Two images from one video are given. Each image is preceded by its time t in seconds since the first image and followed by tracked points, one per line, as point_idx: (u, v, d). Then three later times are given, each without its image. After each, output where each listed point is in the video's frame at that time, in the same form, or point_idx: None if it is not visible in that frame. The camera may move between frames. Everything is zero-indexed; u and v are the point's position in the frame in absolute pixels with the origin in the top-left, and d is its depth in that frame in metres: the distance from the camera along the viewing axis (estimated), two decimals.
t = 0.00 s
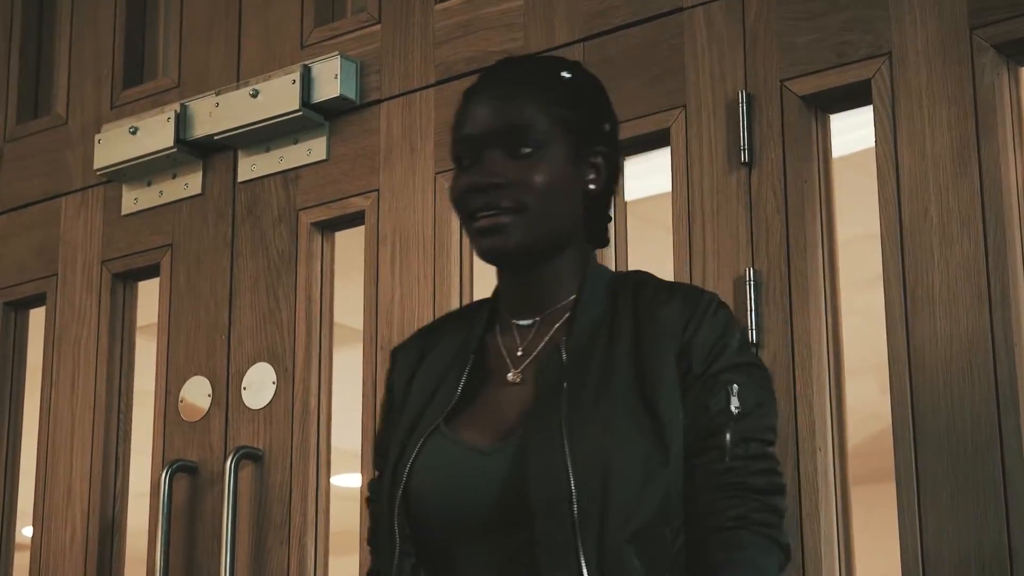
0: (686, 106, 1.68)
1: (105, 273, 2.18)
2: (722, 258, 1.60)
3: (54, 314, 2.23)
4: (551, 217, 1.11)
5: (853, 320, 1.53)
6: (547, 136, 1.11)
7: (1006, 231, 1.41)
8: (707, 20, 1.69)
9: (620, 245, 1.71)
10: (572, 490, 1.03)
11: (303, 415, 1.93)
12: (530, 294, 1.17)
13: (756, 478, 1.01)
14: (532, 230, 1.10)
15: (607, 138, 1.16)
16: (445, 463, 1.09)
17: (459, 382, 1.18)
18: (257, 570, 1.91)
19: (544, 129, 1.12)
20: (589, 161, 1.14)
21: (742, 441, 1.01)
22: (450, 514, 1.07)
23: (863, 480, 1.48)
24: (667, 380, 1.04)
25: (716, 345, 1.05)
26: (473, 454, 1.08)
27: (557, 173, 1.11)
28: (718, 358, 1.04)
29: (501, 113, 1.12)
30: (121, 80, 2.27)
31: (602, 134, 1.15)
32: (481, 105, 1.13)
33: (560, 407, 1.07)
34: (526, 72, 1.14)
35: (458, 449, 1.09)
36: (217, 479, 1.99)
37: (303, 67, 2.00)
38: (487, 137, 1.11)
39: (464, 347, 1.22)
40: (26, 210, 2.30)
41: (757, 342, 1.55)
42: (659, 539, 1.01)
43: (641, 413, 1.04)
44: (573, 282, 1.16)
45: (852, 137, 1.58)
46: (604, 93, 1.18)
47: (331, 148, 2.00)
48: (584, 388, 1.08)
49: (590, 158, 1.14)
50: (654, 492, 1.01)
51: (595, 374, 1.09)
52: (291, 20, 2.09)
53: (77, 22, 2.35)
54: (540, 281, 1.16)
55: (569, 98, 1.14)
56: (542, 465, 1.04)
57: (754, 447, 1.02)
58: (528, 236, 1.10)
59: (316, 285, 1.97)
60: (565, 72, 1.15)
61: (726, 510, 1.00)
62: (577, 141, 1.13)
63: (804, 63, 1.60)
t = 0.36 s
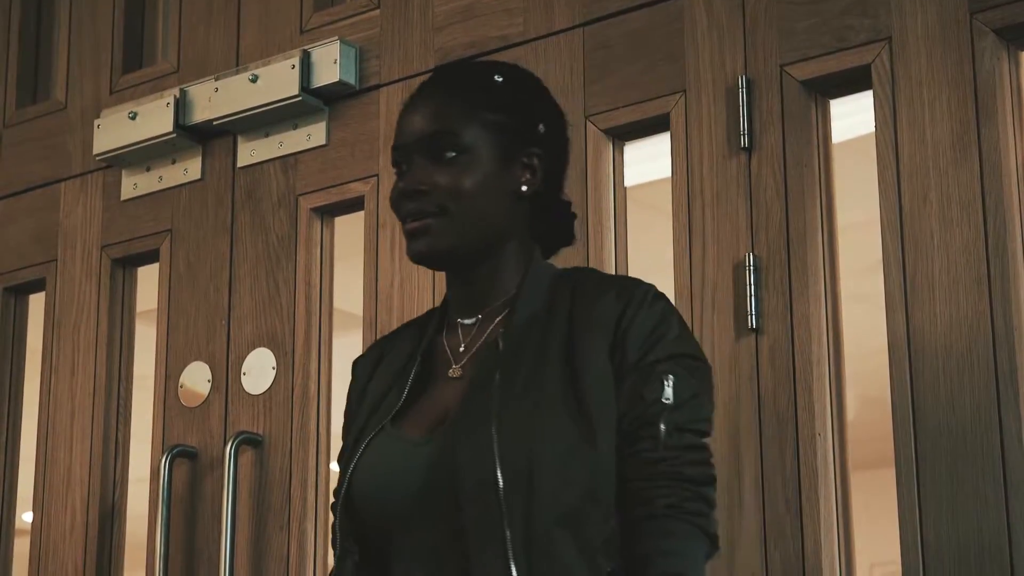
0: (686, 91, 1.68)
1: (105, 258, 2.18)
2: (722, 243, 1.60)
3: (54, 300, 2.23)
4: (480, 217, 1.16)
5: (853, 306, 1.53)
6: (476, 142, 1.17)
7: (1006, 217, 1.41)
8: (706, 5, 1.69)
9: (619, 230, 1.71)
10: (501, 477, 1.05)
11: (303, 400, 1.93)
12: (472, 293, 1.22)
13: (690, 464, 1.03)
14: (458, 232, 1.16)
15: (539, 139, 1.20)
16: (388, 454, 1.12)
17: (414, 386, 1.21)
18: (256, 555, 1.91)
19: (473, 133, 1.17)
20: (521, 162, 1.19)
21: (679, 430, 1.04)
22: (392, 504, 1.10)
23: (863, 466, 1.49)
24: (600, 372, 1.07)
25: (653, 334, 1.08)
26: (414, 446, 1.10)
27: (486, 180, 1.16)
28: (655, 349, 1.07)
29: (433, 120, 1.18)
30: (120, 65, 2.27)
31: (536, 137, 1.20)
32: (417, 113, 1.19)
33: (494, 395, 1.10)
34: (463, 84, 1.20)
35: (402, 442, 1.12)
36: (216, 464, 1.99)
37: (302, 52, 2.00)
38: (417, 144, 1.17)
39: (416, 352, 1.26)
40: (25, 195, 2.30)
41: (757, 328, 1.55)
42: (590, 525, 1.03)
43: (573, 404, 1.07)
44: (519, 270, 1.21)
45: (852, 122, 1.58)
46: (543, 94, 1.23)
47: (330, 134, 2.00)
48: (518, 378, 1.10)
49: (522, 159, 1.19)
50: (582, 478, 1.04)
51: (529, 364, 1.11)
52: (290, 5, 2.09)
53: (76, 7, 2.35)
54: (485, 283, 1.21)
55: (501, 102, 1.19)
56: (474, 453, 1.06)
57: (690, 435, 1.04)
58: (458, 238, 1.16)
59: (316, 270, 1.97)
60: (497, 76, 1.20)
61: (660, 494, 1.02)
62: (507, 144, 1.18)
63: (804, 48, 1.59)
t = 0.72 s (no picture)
0: (686, 83, 1.68)
1: (105, 250, 2.19)
2: (722, 235, 1.60)
3: (54, 292, 2.23)
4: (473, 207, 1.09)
5: (853, 297, 1.53)
6: (461, 134, 1.08)
7: (1006, 208, 1.41)
8: None
9: (619, 222, 1.71)
10: (473, 457, 0.99)
11: (303, 391, 1.93)
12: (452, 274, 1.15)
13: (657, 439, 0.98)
14: (448, 226, 1.09)
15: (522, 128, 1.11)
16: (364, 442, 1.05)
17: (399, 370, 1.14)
18: (257, 547, 1.92)
19: (457, 124, 1.08)
20: (505, 151, 1.10)
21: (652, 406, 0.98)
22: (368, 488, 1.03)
23: (863, 457, 1.49)
24: (568, 354, 1.01)
25: (621, 311, 1.02)
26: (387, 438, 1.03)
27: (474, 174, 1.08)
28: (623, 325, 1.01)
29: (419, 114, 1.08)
30: (120, 57, 2.27)
31: (518, 129, 1.11)
32: (399, 104, 1.10)
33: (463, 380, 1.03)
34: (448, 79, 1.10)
35: (378, 424, 1.06)
36: (217, 456, 1.99)
37: (302, 45, 2.00)
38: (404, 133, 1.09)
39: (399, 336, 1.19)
40: (26, 187, 2.30)
41: (757, 320, 1.55)
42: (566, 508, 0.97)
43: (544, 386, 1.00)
44: (499, 259, 1.13)
45: (852, 114, 1.58)
46: (521, 78, 1.13)
47: (331, 126, 2.00)
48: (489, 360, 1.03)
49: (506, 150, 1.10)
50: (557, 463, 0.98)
51: (499, 347, 1.04)
52: None
53: None
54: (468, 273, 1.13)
55: (482, 91, 1.10)
56: (445, 440, 1.00)
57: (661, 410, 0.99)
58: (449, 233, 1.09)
59: (317, 261, 1.97)
60: (478, 66, 1.10)
61: (636, 469, 0.97)
62: (490, 133, 1.09)
63: (804, 41, 1.59)
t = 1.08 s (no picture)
0: (686, 88, 1.68)
1: (106, 255, 2.19)
2: (722, 239, 1.60)
3: (54, 296, 2.23)
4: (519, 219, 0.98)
5: (855, 301, 1.53)
6: (494, 136, 0.95)
7: (1006, 212, 1.41)
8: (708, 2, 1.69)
9: (620, 226, 1.71)
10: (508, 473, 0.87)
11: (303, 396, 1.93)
12: (498, 261, 1.01)
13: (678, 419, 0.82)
14: (498, 230, 0.97)
15: (549, 122, 1.00)
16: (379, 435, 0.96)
17: (418, 348, 1.01)
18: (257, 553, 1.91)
19: (484, 127, 0.95)
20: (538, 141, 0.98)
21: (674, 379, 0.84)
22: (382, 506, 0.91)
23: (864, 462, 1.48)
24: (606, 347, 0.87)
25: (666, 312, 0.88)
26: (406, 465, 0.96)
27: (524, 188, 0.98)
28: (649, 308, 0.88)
29: (439, 120, 0.95)
30: (121, 62, 2.27)
31: (546, 125, 0.99)
32: (418, 105, 0.96)
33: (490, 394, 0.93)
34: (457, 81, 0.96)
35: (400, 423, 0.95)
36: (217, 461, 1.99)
37: (303, 49, 2.00)
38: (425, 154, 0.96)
39: (434, 321, 1.03)
40: (26, 192, 2.30)
41: (757, 324, 1.55)
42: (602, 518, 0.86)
43: (581, 394, 0.81)
44: (535, 258, 1.01)
45: (853, 120, 1.59)
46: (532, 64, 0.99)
47: (332, 131, 2.00)
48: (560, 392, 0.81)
49: (537, 150, 0.99)
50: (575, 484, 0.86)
51: (526, 349, 0.94)
52: (291, 2, 2.09)
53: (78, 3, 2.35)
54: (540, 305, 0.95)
55: (497, 84, 0.96)
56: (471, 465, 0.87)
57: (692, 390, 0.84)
58: (502, 235, 0.97)
59: (317, 265, 1.97)
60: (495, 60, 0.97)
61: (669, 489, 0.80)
62: (521, 129, 0.97)
63: (805, 46, 1.59)
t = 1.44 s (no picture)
0: (686, 92, 1.68)
1: (106, 259, 2.19)
2: (723, 243, 1.60)
3: (55, 300, 2.23)
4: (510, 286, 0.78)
5: (855, 305, 1.52)
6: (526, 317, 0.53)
7: (1007, 217, 1.41)
8: (708, 6, 1.69)
9: (620, 229, 1.71)
10: None
11: (303, 400, 1.93)
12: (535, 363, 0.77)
13: None
14: (529, 437, 0.53)
15: (596, 263, 0.58)
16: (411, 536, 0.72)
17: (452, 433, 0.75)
18: (257, 557, 1.92)
19: (520, 305, 0.52)
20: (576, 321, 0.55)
21: None
22: None
23: (864, 466, 1.48)
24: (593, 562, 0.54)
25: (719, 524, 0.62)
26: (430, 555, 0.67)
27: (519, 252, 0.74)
28: (696, 512, 0.54)
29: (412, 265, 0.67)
30: (121, 66, 2.27)
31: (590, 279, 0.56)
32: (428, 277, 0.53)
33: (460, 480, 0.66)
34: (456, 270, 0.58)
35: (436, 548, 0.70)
36: (218, 465, 1.99)
37: (304, 54, 2.00)
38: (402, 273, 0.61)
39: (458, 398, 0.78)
40: (26, 196, 2.30)
41: (758, 329, 1.55)
42: None
43: None
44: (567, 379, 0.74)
45: (853, 123, 1.58)
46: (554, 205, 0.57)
47: (332, 135, 2.00)
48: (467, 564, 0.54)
49: (528, 245, 0.54)
50: None
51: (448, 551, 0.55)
52: (291, 7, 2.09)
53: (78, 7, 2.35)
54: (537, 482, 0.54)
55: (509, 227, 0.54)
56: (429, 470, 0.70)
57: None
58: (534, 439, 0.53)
59: (318, 268, 1.97)
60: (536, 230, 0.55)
61: None
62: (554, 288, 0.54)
63: (805, 50, 1.60)
